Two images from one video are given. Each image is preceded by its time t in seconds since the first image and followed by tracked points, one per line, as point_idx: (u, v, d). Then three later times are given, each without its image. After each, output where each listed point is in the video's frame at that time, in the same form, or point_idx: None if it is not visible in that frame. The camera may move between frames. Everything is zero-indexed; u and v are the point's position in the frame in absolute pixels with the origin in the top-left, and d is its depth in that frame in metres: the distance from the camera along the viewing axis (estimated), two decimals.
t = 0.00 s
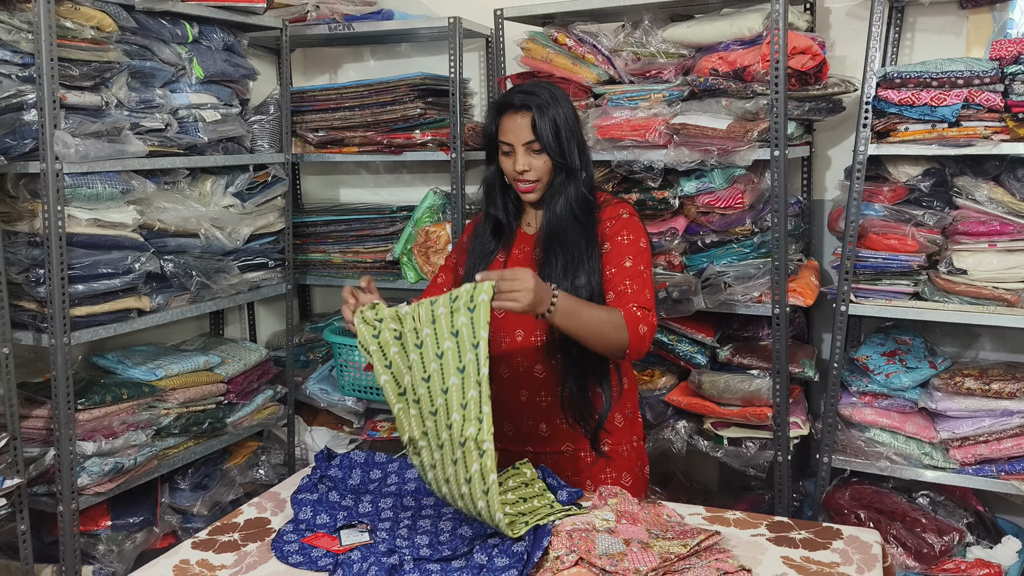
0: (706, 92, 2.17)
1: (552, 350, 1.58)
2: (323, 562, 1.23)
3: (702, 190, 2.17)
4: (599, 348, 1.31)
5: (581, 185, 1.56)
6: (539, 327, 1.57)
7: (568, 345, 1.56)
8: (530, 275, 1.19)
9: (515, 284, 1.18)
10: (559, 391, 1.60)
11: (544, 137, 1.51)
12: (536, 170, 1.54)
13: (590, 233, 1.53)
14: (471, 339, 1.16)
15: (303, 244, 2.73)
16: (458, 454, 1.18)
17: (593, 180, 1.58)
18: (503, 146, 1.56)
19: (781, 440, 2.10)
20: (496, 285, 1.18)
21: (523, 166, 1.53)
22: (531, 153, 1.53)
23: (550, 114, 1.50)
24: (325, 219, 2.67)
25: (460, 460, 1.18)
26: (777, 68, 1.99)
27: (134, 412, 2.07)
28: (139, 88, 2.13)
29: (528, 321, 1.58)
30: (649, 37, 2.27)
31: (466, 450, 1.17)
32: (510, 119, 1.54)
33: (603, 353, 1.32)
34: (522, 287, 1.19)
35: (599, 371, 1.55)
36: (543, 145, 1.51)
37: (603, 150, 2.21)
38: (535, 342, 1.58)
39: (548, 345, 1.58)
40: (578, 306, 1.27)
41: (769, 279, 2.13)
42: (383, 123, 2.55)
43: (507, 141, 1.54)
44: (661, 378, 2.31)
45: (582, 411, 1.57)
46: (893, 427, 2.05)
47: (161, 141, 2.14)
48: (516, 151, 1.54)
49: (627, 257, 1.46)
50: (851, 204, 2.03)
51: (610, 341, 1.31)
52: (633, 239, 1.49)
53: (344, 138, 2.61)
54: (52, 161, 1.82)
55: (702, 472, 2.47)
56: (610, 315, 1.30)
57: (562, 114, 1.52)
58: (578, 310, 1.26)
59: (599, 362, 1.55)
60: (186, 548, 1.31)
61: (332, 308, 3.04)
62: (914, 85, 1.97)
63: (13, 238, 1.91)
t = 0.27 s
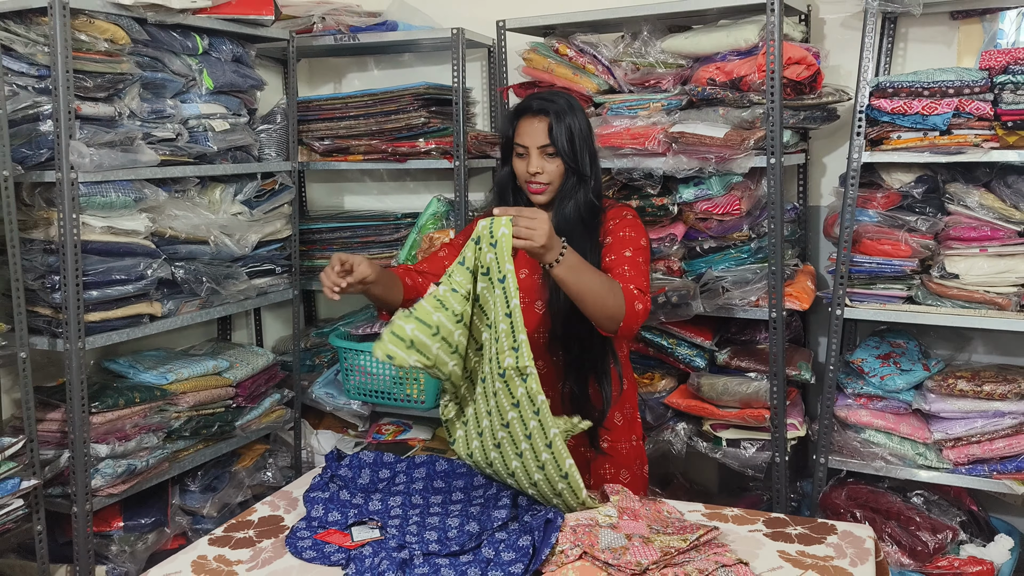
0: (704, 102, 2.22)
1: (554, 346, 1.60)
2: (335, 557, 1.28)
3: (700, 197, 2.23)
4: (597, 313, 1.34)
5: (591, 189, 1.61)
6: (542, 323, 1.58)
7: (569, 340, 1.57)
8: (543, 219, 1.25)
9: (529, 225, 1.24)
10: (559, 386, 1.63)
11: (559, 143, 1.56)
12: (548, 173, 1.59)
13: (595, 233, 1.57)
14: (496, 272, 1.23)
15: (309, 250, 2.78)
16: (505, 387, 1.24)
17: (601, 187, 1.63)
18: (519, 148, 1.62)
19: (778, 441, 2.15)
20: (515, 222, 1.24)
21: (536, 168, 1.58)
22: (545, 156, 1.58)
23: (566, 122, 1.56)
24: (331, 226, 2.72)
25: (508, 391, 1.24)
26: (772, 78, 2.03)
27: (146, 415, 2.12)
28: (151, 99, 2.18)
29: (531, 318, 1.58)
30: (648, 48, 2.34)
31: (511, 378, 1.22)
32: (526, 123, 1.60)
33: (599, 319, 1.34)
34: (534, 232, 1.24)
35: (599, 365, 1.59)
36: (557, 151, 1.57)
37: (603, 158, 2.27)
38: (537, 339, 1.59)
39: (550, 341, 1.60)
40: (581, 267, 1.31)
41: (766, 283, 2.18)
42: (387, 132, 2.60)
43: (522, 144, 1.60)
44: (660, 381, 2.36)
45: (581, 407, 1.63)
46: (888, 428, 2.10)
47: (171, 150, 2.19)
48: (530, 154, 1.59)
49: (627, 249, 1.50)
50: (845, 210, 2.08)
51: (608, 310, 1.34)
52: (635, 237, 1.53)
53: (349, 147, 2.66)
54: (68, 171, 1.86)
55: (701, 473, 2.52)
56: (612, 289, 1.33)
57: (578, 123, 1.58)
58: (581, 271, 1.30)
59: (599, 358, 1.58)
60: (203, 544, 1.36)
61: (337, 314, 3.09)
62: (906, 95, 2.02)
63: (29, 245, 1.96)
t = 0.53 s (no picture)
0: (700, 112, 2.28)
1: (556, 348, 1.64)
2: (345, 554, 1.33)
3: (697, 206, 2.28)
4: (588, 288, 1.36)
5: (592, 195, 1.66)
6: (544, 324, 1.62)
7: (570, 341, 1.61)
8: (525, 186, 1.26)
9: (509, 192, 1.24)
10: (560, 387, 1.67)
11: (563, 151, 1.61)
12: (551, 179, 1.63)
13: (595, 236, 1.61)
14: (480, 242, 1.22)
15: (314, 258, 2.83)
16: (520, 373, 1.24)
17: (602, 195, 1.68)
18: (523, 156, 1.66)
19: (774, 442, 2.21)
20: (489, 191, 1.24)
21: (539, 174, 1.62)
22: (548, 163, 1.63)
23: (570, 132, 1.61)
24: (335, 234, 2.78)
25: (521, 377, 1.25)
26: (766, 89, 2.12)
27: (156, 419, 2.17)
28: (160, 111, 2.24)
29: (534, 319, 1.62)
30: (645, 59, 2.39)
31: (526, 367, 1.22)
32: (531, 131, 1.65)
33: (593, 293, 1.36)
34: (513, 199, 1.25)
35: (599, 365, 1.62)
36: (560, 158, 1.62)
37: (602, 167, 2.32)
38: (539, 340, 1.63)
39: (551, 342, 1.64)
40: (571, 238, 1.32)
41: (761, 289, 2.24)
42: (391, 142, 2.66)
43: (527, 151, 1.64)
44: (659, 385, 2.41)
45: (582, 407, 1.68)
46: (881, 430, 2.15)
47: (181, 161, 2.24)
48: (534, 161, 1.64)
49: (622, 241, 1.53)
50: (838, 218, 2.13)
51: (597, 286, 1.35)
52: (632, 234, 1.56)
53: (353, 157, 2.72)
54: (81, 181, 1.91)
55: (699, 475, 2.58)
56: (600, 261, 1.35)
57: (581, 135, 1.63)
58: (573, 241, 1.32)
59: (599, 358, 1.61)
60: (217, 542, 1.40)
61: (341, 320, 3.14)
62: (896, 105, 2.08)
63: (43, 254, 2.01)
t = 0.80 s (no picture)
0: (693, 120, 2.32)
1: (558, 349, 1.62)
2: (347, 552, 1.36)
3: (690, 212, 2.32)
4: (593, 265, 1.36)
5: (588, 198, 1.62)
6: (547, 326, 1.62)
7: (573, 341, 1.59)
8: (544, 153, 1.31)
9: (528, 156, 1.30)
10: (562, 387, 1.65)
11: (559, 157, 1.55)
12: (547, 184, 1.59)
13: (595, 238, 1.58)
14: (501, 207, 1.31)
15: (314, 264, 2.87)
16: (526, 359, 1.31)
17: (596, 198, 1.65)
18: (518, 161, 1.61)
19: (767, 444, 2.25)
20: (513, 154, 1.30)
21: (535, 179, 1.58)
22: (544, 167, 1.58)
23: (564, 139, 1.54)
24: (335, 241, 2.82)
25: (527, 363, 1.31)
26: (758, 97, 2.16)
27: (159, 424, 2.20)
28: (163, 120, 2.28)
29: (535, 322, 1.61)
30: (639, 68, 2.44)
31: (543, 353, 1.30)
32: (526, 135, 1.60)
33: (600, 268, 1.37)
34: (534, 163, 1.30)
35: (601, 365, 1.61)
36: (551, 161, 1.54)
37: (597, 174, 2.37)
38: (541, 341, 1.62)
39: (554, 343, 1.63)
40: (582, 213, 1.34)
41: (754, 293, 2.28)
42: (389, 150, 2.70)
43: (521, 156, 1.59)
44: (654, 388, 2.45)
45: (584, 408, 1.65)
46: (871, 431, 2.19)
47: (183, 169, 2.28)
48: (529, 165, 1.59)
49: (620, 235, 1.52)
50: (829, 223, 2.18)
51: (602, 262, 1.36)
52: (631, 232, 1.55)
53: (353, 164, 2.76)
54: (86, 190, 1.95)
55: (694, 477, 2.63)
56: (606, 238, 1.35)
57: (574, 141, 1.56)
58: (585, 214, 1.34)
59: (601, 358, 1.60)
60: (222, 541, 1.44)
61: (340, 326, 3.18)
62: (884, 113, 2.12)
63: (48, 261, 2.05)
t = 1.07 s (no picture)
0: (687, 125, 2.35)
1: (554, 350, 1.59)
2: (346, 552, 1.37)
3: (685, 216, 2.34)
4: (618, 238, 1.43)
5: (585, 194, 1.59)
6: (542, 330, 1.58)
7: (571, 343, 1.57)
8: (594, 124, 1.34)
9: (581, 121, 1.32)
10: (560, 390, 1.63)
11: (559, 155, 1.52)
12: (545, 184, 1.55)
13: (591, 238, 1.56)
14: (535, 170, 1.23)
15: (311, 270, 2.89)
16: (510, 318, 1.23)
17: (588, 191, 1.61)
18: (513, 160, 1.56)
19: (762, 446, 2.26)
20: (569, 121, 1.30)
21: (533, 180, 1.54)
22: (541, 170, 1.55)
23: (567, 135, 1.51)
24: (332, 246, 2.83)
25: (512, 322, 1.23)
26: (750, 102, 2.16)
27: (158, 428, 2.21)
28: (162, 127, 2.29)
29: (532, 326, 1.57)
30: (634, 74, 2.46)
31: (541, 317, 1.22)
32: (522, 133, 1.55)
33: (628, 244, 1.44)
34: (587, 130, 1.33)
35: (601, 366, 1.59)
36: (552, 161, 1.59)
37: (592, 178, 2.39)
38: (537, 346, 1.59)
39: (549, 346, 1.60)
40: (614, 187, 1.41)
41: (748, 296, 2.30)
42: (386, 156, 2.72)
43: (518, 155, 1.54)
44: (650, 391, 2.46)
45: (582, 411, 1.63)
46: (865, 433, 2.21)
47: (182, 175, 2.30)
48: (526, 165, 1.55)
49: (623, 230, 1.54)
50: (822, 226, 2.20)
51: (630, 238, 1.44)
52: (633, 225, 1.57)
53: (350, 170, 2.77)
54: (86, 197, 1.97)
55: (690, 479, 2.65)
56: (631, 216, 1.43)
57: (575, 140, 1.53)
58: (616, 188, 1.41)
59: (600, 359, 1.59)
60: (222, 543, 1.45)
61: (338, 331, 3.20)
62: (875, 118, 2.15)
63: (48, 267, 2.06)
